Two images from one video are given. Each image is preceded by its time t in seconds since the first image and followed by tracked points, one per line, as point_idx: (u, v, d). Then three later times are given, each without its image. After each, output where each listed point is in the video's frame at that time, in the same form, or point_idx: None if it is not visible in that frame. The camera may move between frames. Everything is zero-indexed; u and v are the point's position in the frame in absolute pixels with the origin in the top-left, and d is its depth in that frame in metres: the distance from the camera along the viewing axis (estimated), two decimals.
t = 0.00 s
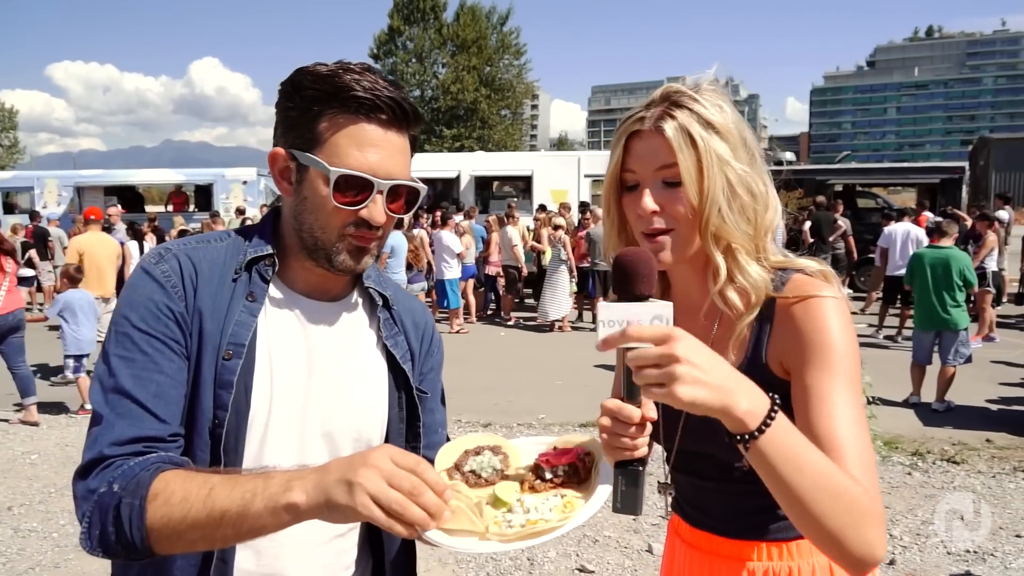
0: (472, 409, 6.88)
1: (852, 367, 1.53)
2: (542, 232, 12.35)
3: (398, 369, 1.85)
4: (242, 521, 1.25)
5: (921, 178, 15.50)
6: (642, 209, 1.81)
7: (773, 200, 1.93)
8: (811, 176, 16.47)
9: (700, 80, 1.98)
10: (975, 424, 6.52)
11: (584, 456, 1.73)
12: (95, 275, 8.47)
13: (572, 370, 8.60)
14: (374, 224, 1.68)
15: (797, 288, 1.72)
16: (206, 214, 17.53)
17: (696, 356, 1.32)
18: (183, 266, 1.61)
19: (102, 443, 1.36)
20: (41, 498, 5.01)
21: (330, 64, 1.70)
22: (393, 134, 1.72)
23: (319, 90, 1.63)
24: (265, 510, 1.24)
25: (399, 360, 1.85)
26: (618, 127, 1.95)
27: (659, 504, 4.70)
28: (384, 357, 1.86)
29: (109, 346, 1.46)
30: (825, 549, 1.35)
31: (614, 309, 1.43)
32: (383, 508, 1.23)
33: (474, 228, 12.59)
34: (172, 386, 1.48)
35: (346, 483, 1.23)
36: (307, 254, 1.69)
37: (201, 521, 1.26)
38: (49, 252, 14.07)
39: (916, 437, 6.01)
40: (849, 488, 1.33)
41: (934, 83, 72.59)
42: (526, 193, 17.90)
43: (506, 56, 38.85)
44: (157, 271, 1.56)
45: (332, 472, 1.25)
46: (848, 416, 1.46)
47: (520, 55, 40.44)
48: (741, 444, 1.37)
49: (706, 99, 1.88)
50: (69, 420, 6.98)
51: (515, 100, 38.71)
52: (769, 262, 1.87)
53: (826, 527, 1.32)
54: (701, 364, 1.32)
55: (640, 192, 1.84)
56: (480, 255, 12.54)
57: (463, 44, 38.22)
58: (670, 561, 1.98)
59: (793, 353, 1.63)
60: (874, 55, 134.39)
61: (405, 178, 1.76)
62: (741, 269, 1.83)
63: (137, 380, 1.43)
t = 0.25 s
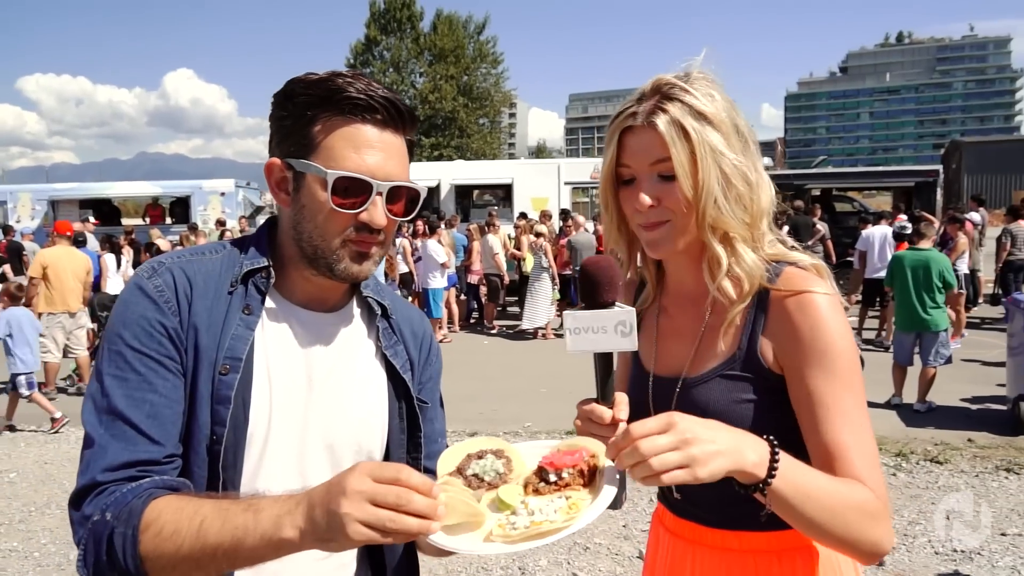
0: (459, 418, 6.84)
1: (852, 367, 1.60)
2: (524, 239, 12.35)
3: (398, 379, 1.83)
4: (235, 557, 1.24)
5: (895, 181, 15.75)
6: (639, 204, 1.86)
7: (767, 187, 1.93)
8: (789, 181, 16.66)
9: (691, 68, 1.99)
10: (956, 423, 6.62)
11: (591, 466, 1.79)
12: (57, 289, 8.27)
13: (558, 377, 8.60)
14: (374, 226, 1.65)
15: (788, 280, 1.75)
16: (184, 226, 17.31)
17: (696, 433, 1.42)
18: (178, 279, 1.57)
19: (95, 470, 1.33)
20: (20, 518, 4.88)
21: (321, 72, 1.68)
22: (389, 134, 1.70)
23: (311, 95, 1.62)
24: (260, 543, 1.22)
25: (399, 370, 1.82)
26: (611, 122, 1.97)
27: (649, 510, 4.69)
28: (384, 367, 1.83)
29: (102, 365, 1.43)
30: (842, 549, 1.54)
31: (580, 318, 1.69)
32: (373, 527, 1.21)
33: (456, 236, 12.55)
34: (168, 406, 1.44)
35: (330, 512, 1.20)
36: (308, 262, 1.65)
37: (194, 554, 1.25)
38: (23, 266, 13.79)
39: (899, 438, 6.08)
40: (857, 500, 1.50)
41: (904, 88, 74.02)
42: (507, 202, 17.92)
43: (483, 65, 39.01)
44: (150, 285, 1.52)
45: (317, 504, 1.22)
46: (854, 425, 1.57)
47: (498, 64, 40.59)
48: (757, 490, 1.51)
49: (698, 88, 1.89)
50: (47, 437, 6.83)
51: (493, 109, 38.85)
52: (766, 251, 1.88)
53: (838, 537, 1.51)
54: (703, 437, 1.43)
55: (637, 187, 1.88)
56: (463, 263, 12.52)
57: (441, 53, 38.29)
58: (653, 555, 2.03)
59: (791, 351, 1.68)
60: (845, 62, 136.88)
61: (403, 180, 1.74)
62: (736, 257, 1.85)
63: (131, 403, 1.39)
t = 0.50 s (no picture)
0: (452, 425, 6.82)
1: (824, 359, 1.64)
2: (516, 246, 12.36)
3: (402, 392, 1.82)
4: (219, 567, 1.22)
5: (886, 191, 15.88)
6: (631, 198, 1.87)
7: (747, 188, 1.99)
8: (781, 191, 16.75)
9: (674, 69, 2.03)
10: (947, 432, 6.65)
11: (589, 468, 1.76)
12: (41, 293, 8.17)
13: (551, 384, 8.59)
14: (388, 252, 1.61)
15: (764, 281, 1.80)
16: (176, 230, 17.24)
17: (685, 436, 1.41)
18: (183, 287, 1.55)
19: (81, 479, 1.32)
20: (7, 522, 4.82)
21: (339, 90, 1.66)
22: (407, 157, 1.67)
23: (328, 114, 1.60)
24: (247, 551, 1.21)
25: (404, 384, 1.82)
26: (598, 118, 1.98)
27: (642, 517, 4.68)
28: (387, 380, 1.82)
29: (100, 370, 1.41)
30: (831, 543, 1.55)
31: (554, 314, 1.78)
32: (365, 532, 1.18)
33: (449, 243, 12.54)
34: (164, 416, 1.42)
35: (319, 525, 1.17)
36: (317, 283, 1.62)
37: (179, 564, 1.23)
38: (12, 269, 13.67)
39: (892, 447, 6.10)
40: (839, 489, 1.51)
41: (894, 99, 74.76)
42: (500, 208, 17.94)
43: (477, 72, 39.12)
44: (154, 293, 1.50)
45: (302, 516, 1.19)
46: (828, 417, 1.59)
47: (491, 71, 40.73)
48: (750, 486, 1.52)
49: (683, 86, 1.93)
50: (35, 441, 6.75)
51: (486, 116, 38.96)
52: (745, 249, 1.93)
53: (823, 529, 1.51)
54: (695, 441, 1.41)
55: (627, 181, 1.89)
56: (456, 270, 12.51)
57: (435, 60, 38.39)
58: (608, 557, 2.03)
59: (767, 347, 1.71)
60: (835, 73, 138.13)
61: (420, 205, 1.71)
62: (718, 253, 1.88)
63: (124, 411, 1.37)
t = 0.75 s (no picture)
0: (456, 420, 6.81)
1: (808, 348, 1.62)
2: (520, 241, 12.33)
3: (408, 394, 1.80)
4: (221, 569, 1.21)
5: (892, 188, 15.81)
6: (620, 193, 1.84)
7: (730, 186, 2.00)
8: (787, 187, 16.68)
9: (660, 64, 2.01)
10: (953, 431, 6.63)
11: (588, 465, 1.65)
12: (40, 287, 8.18)
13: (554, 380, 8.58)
14: (401, 260, 1.58)
15: (750, 275, 1.80)
16: (180, 223, 17.25)
17: (677, 420, 1.39)
18: (188, 285, 1.54)
19: (80, 482, 1.31)
20: (12, 515, 4.82)
21: (354, 87, 1.63)
22: (423, 162, 1.63)
23: (345, 116, 1.57)
24: (248, 555, 1.19)
25: (410, 385, 1.80)
26: (586, 113, 1.95)
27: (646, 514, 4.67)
28: (393, 382, 1.80)
29: (101, 369, 1.40)
30: (824, 531, 1.52)
31: (548, 301, 1.63)
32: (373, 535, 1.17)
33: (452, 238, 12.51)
34: (166, 418, 1.42)
35: (328, 527, 1.15)
36: (325, 286, 1.60)
37: (178, 568, 1.22)
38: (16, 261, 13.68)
39: (897, 445, 6.08)
40: (832, 476, 1.47)
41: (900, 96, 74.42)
42: (505, 203, 17.92)
43: (482, 66, 39.08)
44: (159, 290, 1.49)
45: (307, 518, 1.17)
46: (815, 404, 1.56)
47: (496, 65, 40.65)
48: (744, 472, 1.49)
49: (669, 81, 1.92)
50: (40, 434, 6.75)
51: (490, 111, 38.93)
52: (729, 244, 1.92)
53: (819, 516, 1.48)
54: (688, 426, 1.39)
55: (616, 176, 1.87)
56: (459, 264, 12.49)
57: (439, 54, 38.33)
58: (591, 554, 2.00)
59: (752, 339, 1.69)
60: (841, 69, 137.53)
61: (435, 211, 1.67)
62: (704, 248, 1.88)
63: (125, 413, 1.36)
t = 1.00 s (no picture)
0: (470, 418, 6.81)
1: (826, 350, 1.58)
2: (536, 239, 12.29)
3: (416, 396, 1.80)
4: None
5: (916, 186, 15.57)
6: (627, 190, 1.82)
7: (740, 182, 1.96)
8: (807, 185, 16.48)
9: (667, 58, 1.98)
10: (977, 434, 6.51)
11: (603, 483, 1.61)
12: (56, 282, 8.28)
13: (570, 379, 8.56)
14: (413, 263, 1.58)
15: (762, 275, 1.76)
16: (200, 219, 17.43)
17: (686, 430, 1.35)
18: (194, 284, 1.54)
19: (79, 486, 1.31)
20: (32, 508, 4.90)
21: (367, 86, 1.62)
22: (438, 165, 1.62)
23: (358, 115, 1.56)
24: (252, 562, 1.19)
25: (419, 388, 1.80)
26: (591, 109, 1.92)
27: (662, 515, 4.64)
28: (401, 383, 1.80)
29: (104, 369, 1.40)
30: (847, 539, 1.47)
31: (551, 302, 1.57)
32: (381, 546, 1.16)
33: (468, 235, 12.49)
34: (169, 420, 1.41)
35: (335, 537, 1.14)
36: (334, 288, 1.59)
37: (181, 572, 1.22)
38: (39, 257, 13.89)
39: (919, 448, 5.99)
40: (853, 480, 1.43)
41: (924, 93, 73.28)
42: (522, 201, 17.91)
43: (500, 63, 39.10)
44: (164, 289, 1.49)
45: (313, 527, 1.16)
46: (832, 405, 1.51)
47: (515, 63, 40.59)
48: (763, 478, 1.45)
49: (676, 75, 1.88)
50: (59, 427, 6.84)
51: (508, 108, 38.93)
52: (740, 243, 1.89)
53: (841, 523, 1.44)
54: (697, 437, 1.35)
55: (623, 173, 1.84)
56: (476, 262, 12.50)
57: (458, 51, 38.37)
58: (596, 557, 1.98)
59: (766, 342, 1.66)
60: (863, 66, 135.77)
61: (448, 213, 1.67)
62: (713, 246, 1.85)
63: (127, 415, 1.36)
